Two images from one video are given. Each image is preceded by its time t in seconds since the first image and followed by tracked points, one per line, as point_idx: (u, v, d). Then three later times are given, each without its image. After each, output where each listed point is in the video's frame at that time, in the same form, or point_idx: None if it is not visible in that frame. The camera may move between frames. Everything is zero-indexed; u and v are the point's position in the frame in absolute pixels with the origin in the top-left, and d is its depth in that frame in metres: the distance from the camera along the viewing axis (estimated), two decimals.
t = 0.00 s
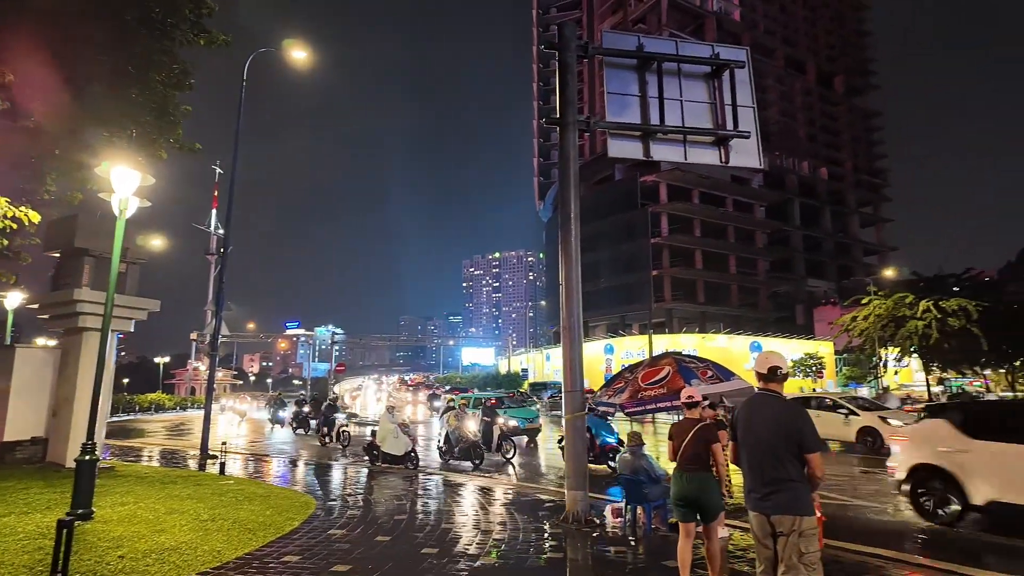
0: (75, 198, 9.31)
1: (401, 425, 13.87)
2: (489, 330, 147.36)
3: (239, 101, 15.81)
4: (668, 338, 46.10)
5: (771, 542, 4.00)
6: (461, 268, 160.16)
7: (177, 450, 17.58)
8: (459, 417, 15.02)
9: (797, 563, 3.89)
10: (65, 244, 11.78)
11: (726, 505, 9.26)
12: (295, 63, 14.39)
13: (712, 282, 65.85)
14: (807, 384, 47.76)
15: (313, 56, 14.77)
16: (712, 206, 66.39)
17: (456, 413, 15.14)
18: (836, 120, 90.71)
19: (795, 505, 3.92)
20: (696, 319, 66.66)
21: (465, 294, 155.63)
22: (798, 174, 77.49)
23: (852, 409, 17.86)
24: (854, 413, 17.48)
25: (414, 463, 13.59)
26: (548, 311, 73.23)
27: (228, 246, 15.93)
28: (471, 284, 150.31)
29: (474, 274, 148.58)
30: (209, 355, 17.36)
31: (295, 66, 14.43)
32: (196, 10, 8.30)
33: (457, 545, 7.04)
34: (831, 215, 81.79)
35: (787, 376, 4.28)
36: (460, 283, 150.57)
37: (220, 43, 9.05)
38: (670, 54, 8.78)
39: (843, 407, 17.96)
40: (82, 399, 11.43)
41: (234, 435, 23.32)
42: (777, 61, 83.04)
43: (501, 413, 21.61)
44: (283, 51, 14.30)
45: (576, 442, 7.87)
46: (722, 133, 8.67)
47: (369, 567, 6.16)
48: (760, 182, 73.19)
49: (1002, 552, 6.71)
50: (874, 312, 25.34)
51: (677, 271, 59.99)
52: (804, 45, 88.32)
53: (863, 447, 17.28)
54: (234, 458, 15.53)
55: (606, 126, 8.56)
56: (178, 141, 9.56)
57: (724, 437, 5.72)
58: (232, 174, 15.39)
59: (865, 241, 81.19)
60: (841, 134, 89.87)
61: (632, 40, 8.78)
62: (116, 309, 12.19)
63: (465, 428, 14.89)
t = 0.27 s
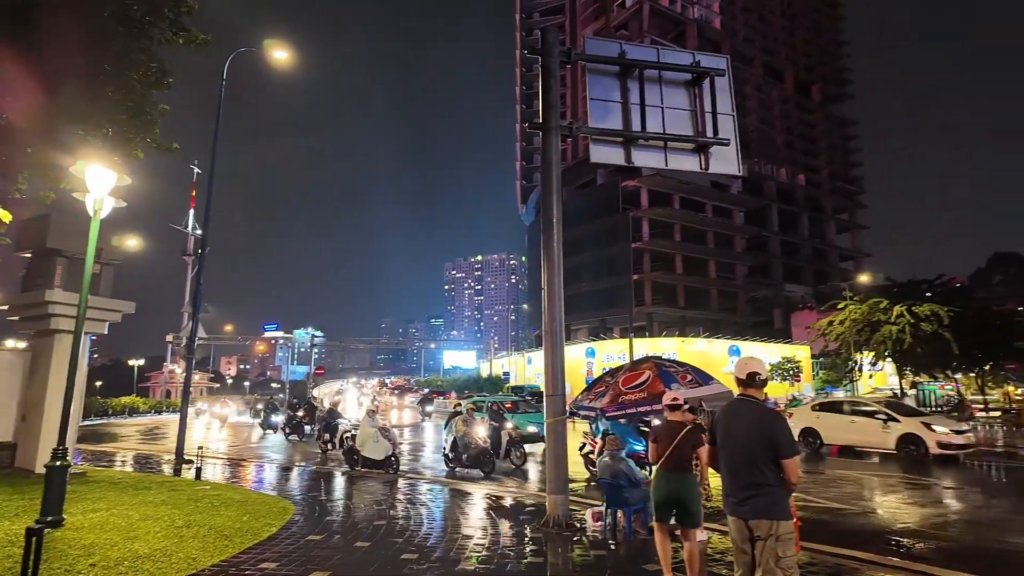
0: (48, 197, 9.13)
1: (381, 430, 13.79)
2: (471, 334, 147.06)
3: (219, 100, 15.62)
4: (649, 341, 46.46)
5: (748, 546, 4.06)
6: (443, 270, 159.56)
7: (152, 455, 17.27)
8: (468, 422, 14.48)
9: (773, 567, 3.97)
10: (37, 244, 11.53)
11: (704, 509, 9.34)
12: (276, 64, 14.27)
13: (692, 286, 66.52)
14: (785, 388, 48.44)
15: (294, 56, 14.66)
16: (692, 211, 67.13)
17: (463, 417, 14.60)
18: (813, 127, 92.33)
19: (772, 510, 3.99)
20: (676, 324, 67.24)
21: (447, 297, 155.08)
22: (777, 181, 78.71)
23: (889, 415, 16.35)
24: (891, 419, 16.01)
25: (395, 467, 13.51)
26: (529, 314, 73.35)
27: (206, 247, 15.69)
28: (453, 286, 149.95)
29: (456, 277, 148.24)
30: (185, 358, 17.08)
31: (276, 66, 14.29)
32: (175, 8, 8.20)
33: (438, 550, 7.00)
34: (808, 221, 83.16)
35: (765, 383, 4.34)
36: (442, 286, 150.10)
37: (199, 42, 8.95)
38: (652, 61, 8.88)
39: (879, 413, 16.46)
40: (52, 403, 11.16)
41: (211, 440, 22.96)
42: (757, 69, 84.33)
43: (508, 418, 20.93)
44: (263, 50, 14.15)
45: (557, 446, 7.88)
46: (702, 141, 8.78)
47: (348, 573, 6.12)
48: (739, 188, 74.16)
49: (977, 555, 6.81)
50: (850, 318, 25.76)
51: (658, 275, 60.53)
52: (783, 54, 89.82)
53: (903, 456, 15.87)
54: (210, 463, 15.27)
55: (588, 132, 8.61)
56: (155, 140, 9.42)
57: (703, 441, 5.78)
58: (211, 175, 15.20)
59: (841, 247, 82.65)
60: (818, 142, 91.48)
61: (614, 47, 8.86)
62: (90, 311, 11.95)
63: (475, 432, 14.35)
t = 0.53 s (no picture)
0: (22, 198, 8.91)
1: (362, 437, 13.66)
2: (453, 339, 146.52)
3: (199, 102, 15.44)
4: (631, 348, 46.70)
5: (729, 553, 4.09)
6: (426, 275, 158.88)
7: (126, 463, 16.92)
8: (480, 432, 13.60)
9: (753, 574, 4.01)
10: (9, 247, 11.26)
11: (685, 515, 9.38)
12: (259, 66, 14.15)
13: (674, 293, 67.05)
14: (764, 394, 48.96)
15: (278, 59, 14.55)
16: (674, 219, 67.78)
17: (475, 425, 13.70)
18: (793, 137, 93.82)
19: (752, 517, 4.03)
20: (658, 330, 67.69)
21: (430, 302, 154.43)
22: (757, 189, 79.85)
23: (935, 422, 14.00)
24: (940, 428, 13.70)
25: (375, 475, 13.36)
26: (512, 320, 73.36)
27: (185, 251, 15.44)
28: (436, 292, 149.57)
29: (440, 282, 147.82)
30: (162, 363, 16.77)
31: (259, 68, 14.17)
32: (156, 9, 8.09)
33: (420, 559, 6.94)
34: (787, 230, 84.40)
35: (747, 391, 4.38)
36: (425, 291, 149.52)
37: (180, 44, 8.84)
38: (635, 70, 8.98)
39: (925, 420, 14.15)
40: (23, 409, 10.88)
41: (188, 446, 22.55)
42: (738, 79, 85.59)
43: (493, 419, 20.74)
44: (246, 52, 14.03)
45: (539, 452, 7.87)
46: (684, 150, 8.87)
47: None
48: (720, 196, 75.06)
49: (951, 558, 6.97)
50: (828, 325, 26.10)
51: (640, 282, 60.93)
52: (763, 65, 91.30)
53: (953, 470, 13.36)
54: (187, 471, 15.01)
55: (571, 140, 8.65)
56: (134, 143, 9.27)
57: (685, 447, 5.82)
58: (192, 179, 15.01)
59: (820, 256, 83.97)
60: (798, 152, 92.99)
61: (598, 55, 8.92)
62: (65, 316, 11.69)
63: (488, 443, 13.46)
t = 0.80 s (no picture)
0: None
1: (345, 447, 13.56)
2: (438, 348, 145.91)
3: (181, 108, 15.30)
4: (615, 357, 46.88)
5: (714, 564, 4.10)
6: (411, 284, 158.31)
7: (102, 474, 16.58)
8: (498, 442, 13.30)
9: None
10: None
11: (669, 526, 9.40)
12: (243, 73, 14.08)
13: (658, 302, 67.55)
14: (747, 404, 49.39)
15: (262, 66, 14.49)
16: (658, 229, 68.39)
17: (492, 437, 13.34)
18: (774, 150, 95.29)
19: (735, 528, 4.05)
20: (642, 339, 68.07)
21: (414, 310, 153.77)
22: (739, 201, 80.88)
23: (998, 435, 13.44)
24: (1005, 440, 13.15)
25: (357, 486, 13.25)
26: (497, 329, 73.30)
27: (166, 258, 15.25)
28: (421, 300, 149.07)
29: (425, 290, 147.35)
30: (140, 372, 16.50)
31: (243, 75, 14.11)
32: (139, 15, 8.00)
33: (403, 572, 6.86)
34: (769, 241, 85.55)
35: (731, 402, 4.41)
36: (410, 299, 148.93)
37: (164, 50, 8.77)
38: (620, 83, 9.09)
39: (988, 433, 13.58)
40: None
41: (166, 457, 22.16)
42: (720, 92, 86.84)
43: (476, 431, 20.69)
44: (230, 60, 13.96)
45: (523, 462, 7.86)
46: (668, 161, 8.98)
47: None
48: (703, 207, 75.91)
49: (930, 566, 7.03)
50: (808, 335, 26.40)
51: (624, 291, 61.29)
52: (745, 79, 92.81)
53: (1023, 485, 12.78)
54: (166, 482, 14.75)
55: (557, 150, 8.71)
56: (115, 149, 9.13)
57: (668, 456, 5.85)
58: (173, 185, 14.84)
59: (800, 266, 85.18)
60: (779, 164, 94.44)
61: (583, 68, 9.02)
62: (40, 324, 11.46)
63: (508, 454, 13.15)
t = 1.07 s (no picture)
0: None
1: (329, 459, 13.40)
2: (425, 359, 145.11)
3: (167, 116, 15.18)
4: (603, 368, 46.95)
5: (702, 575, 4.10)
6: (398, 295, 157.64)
7: (80, 487, 16.24)
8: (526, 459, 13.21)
9: None
10: None
11: (655, 539, 9.36)
12: (231, 83, 14.04)
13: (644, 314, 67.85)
14: (732, 416, 49.59)
15: (250, 76, 14.46)
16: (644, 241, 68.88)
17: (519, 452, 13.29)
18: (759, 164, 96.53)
19: (722, 540, 4.05)
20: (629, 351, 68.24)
21: (401, 321, 153.02)
22: (724, 214, 81.74)
23: None
24: None
25: (341, 500, 13.08)
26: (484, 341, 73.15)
27: (149, 267, 15.05)
28: (408, 311, 148.46)
29: (412, 301, 146.80)
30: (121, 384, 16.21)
31: (230, 85, 14.06)
32: (127, 24, 7.94)
33: None
34: (754, 254, 86.41)
35: (718, 415, 4.43)
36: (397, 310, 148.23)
37: (150, 58, 8.71)
38: (607, 97, 9.19)
39: None
40: None
41: (146, 470, 21.75)
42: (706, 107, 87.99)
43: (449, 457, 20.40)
44: (217, 69, 13.91)
45: (510, 474, 7.83)
46: (655, 175, 9.08)
47: None
48: (689, 220, 76.62)
49: None
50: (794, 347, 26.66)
51: (611, 303, 61.51)
52: (730, 94, 94.16)
53: None
54: (145, 495, 14.47)
55: (545, 163, 8.77)
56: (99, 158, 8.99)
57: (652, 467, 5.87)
58: (159, 194, 14.73)
59: (785, 279, 86.10)
60: (763, 178, 95.66)
61: (570, 82, 9.12)
62: (19, 334, 11.23)
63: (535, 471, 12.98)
